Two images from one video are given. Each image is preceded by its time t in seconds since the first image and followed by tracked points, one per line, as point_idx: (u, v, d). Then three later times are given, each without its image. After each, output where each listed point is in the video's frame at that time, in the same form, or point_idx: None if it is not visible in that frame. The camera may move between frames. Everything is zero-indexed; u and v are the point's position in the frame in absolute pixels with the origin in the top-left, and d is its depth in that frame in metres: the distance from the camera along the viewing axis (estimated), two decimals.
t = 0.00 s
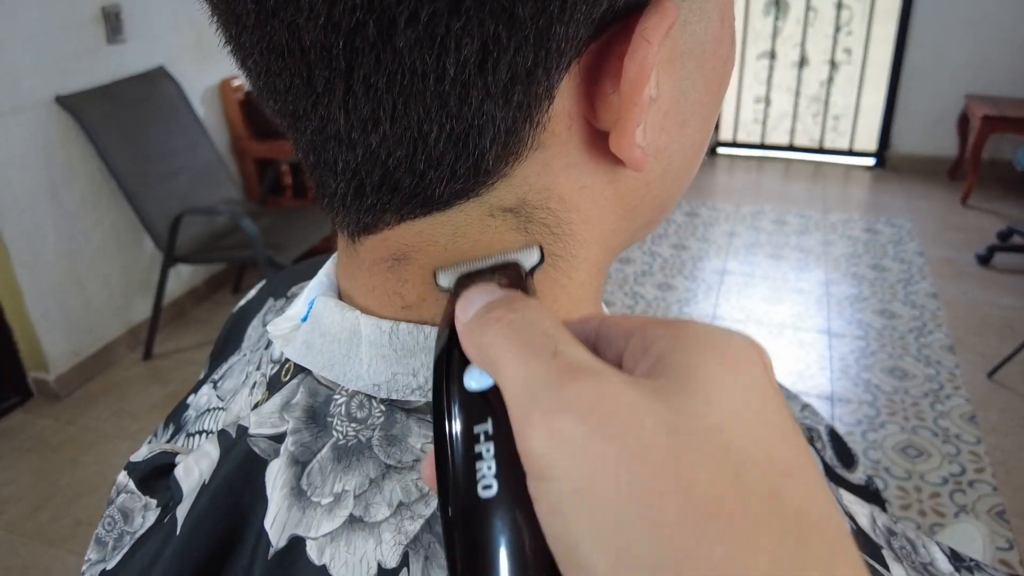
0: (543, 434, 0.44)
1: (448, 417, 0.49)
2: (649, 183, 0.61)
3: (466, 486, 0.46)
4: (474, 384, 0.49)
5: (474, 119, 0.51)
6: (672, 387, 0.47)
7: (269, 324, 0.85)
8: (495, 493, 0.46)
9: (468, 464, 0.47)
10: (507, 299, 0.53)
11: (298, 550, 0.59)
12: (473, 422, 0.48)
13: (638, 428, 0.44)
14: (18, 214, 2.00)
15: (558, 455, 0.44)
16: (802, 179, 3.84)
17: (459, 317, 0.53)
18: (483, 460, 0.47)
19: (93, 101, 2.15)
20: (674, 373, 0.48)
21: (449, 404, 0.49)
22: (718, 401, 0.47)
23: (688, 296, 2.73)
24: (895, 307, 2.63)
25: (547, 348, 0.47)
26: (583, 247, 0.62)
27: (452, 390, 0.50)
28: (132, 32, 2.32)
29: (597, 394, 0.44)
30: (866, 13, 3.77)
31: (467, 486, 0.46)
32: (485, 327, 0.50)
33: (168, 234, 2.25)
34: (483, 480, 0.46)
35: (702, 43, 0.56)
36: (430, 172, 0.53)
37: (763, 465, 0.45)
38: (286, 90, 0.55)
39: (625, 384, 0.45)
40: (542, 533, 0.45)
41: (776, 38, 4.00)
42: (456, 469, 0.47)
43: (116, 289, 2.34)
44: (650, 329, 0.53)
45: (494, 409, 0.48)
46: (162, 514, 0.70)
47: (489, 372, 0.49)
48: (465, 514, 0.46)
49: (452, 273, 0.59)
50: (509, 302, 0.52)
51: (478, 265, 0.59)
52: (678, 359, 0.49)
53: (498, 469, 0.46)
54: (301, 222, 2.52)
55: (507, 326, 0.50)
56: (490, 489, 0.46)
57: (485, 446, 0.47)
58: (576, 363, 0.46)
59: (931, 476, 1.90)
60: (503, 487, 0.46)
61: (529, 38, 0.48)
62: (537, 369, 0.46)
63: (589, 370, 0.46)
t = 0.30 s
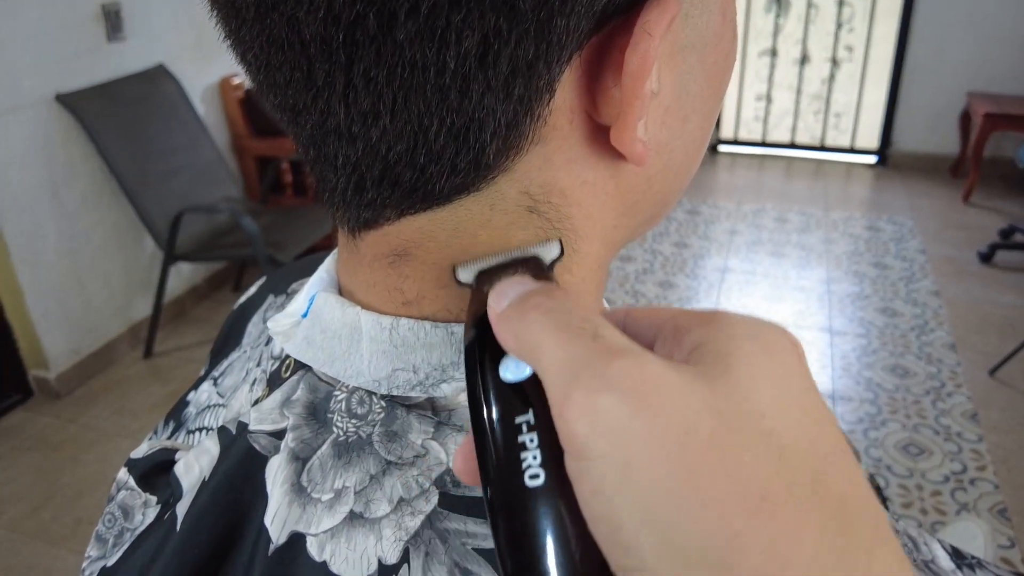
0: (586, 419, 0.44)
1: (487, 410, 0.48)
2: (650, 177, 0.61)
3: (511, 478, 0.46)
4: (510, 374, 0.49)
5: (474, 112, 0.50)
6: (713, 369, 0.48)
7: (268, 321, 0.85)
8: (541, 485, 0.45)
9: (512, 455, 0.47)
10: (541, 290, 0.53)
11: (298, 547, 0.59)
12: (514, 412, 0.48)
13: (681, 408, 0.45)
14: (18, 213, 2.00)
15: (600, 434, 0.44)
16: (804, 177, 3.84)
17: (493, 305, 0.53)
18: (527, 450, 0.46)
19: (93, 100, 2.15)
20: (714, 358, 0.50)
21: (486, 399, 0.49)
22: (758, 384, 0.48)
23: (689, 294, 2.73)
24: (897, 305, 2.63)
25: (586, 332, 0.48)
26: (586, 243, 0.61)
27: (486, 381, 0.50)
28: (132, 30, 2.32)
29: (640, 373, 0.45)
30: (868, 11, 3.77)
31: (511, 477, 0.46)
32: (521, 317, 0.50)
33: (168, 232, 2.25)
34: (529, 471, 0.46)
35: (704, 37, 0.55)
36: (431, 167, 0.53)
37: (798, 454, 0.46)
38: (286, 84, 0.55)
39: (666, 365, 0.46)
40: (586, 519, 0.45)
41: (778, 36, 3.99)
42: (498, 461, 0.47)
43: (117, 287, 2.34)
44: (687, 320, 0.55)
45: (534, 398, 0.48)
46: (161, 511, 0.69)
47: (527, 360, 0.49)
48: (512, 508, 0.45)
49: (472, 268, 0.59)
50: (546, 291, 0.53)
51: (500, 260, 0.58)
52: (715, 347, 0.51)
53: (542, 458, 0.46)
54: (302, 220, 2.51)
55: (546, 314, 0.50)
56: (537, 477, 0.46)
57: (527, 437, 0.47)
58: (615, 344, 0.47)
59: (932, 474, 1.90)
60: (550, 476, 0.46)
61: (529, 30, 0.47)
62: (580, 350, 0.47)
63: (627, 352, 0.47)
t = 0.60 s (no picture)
0: (656, 395, 0.44)
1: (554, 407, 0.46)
2: (649, 175, 0.61)
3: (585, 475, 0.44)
4: (571, 376, 0.47)
5: (474, 110, 0.51)
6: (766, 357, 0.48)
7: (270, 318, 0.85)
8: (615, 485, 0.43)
9: (586, 453, 0.44)
10: (596, 297, 0.51)
11: (299, 543, 0.59)
12: (582, 411, 0.46)
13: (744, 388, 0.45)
14: (20, 211, 2.00)
15: (667, 408, 0.43)
16: (805, 176, 3.84)
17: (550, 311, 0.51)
18: (600, 449, 0.44)
19: (94, 98, 2.15)
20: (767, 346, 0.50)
21: (544, 399, 0.47)
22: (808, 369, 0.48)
23: (690, 292, 2.73)
24: (897, 303, 2.63)
25: (649, 323, 0.48)
26: (586, 241, 0.61)
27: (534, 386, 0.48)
28: (134, 28, 2.32)
29: (708, 355, 0.45)
30: (868, 9, 3.77)
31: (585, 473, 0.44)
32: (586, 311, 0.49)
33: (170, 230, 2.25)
34: (605, 468, 0.44)
35: (702, 34, 0.56)
36: (431, 164, 0.54)
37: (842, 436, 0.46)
38: (287, 82, 0.55)
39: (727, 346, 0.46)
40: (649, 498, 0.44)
41: (778, 35, 3.99)
42: (570, 458, 0.45)
43: (118, 285, 2.35)
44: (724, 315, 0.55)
45: (597, 400, 0.46)
46: (163, 508, 0.70)
47: (589, 359, 0.47)
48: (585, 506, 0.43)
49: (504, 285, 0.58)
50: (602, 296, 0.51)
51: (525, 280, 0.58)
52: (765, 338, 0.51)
53: (617, 454, 0.45)
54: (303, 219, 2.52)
55: (609, 311, 0.49)
56: (615, 477, 0.44)
57: (599, 436, 0.45)
58: (674, 330, 0.47)
59: (932, 472, 1.90)
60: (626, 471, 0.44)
61: (529, 28, 0.48)
62: (647, 337, 0.46)
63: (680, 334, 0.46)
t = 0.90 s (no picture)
0: (707, 378, 0.45)
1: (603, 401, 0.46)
2: (647, 175, 0.61)
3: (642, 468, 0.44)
4: (612, 369, 0.47)
5: (472, 110, 0.51)
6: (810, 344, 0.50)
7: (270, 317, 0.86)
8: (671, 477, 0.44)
9: (640, 446, 0.44)
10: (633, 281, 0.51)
11: (300, 540, 0.59)
12: (630, 404, 0.46)
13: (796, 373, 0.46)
14: (21, 210, 2.00)
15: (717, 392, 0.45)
16: (805, 174, 3.84)
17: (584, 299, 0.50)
18: (654, 440, 0.45)
19: (95, 97, 2.16)
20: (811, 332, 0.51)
21: (589, 391, 0.47)
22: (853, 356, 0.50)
23: (690, 291, 2.73)
24: (898, 301, 2.63)
25: (691, 308, 0.48)
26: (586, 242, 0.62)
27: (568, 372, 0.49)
28: (134, 28, 2.32)
29: (756, 340, 0.47)
30: (869, 7, 3.76)
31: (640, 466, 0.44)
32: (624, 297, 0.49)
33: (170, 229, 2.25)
34: (661, 459, 0.44)
35: (700, 34, 0.56)
36: (429, 164, 0.54)
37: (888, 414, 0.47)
38: (286, 82, 0.55)
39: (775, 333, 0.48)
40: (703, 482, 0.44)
41: (779, 33, 3.99)
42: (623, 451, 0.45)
43: (119, 284, 2.35)
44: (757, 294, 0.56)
45: (639, 391, 0.46)
46: (163, 506, 0.70)
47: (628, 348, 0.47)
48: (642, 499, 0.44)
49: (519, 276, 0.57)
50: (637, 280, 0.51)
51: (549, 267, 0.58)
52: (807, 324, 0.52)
53: (672, 448, 0.45)
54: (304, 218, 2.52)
55: (653, 299, 0.49)
56: (673, 468, 0.44)
57: (651, 428, 0.45)
58: (718, 317, 0.48)
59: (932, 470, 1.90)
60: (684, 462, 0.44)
61: (526, 29, 0.48)
62: (690, 325, 0.47)
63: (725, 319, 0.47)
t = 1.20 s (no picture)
0: (698, 376, 0.47)
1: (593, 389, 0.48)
2: (652, 170, 0.61)
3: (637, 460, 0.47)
4: (601, 355, 0.49)
5: (476, 105, 0.50)
6: (808, 329, 0.52)
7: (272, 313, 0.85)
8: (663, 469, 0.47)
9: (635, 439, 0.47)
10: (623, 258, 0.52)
11: (302, 536, 0.59)
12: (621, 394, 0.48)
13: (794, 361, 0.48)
14: (21, 209, 2.00)
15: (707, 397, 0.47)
16: (806, 172, 3.84)
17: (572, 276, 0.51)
18: (645, 430, 0.47)
19: (95, 95, 2.15)
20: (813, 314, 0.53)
21: (581, 374, 0.49)
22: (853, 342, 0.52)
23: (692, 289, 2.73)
24: (899, 300, 2.63)
25: (679, 297, 0.50)
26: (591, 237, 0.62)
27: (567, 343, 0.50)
28: (134, 25, 2.32)
29: (746, 333, 0.48)
30: (870, 6, 3.76)
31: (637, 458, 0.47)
32: (614, 286, 0.50)
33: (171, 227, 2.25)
34: (655, 455, 0.47)
35: (706, 28, 0.55)
36: (432, 159, 0.53)
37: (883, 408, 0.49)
38: (287, 77, 0.55)
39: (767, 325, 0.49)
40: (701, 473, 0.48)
41: (780, 31, 3.98)
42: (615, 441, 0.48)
43: (120, 282, 2.35)
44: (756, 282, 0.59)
45: (631, 379, 0.48)
46: (165, 503, 0.70)
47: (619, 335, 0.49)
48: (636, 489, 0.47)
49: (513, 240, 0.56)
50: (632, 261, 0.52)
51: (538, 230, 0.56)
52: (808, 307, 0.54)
53: (662, 438, 0.48)
54: (305, 216, 2.51)
55: (638, 286, 0.50)
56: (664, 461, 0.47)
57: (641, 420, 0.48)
58: (709, 308, 0.49)
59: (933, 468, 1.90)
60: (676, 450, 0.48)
61: (531, 22, 0.47)
62: (679, 315, 0.48)
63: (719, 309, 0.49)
